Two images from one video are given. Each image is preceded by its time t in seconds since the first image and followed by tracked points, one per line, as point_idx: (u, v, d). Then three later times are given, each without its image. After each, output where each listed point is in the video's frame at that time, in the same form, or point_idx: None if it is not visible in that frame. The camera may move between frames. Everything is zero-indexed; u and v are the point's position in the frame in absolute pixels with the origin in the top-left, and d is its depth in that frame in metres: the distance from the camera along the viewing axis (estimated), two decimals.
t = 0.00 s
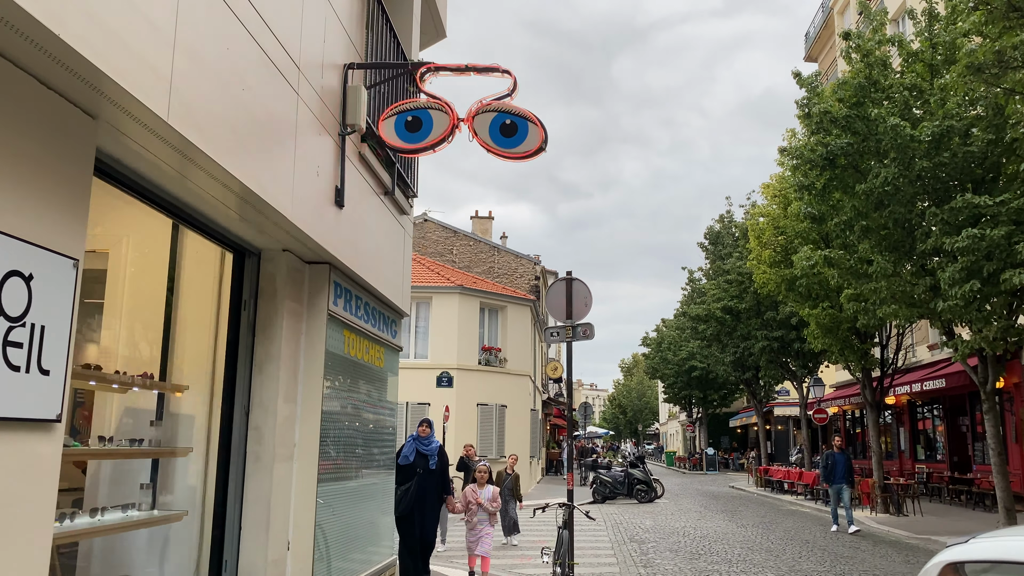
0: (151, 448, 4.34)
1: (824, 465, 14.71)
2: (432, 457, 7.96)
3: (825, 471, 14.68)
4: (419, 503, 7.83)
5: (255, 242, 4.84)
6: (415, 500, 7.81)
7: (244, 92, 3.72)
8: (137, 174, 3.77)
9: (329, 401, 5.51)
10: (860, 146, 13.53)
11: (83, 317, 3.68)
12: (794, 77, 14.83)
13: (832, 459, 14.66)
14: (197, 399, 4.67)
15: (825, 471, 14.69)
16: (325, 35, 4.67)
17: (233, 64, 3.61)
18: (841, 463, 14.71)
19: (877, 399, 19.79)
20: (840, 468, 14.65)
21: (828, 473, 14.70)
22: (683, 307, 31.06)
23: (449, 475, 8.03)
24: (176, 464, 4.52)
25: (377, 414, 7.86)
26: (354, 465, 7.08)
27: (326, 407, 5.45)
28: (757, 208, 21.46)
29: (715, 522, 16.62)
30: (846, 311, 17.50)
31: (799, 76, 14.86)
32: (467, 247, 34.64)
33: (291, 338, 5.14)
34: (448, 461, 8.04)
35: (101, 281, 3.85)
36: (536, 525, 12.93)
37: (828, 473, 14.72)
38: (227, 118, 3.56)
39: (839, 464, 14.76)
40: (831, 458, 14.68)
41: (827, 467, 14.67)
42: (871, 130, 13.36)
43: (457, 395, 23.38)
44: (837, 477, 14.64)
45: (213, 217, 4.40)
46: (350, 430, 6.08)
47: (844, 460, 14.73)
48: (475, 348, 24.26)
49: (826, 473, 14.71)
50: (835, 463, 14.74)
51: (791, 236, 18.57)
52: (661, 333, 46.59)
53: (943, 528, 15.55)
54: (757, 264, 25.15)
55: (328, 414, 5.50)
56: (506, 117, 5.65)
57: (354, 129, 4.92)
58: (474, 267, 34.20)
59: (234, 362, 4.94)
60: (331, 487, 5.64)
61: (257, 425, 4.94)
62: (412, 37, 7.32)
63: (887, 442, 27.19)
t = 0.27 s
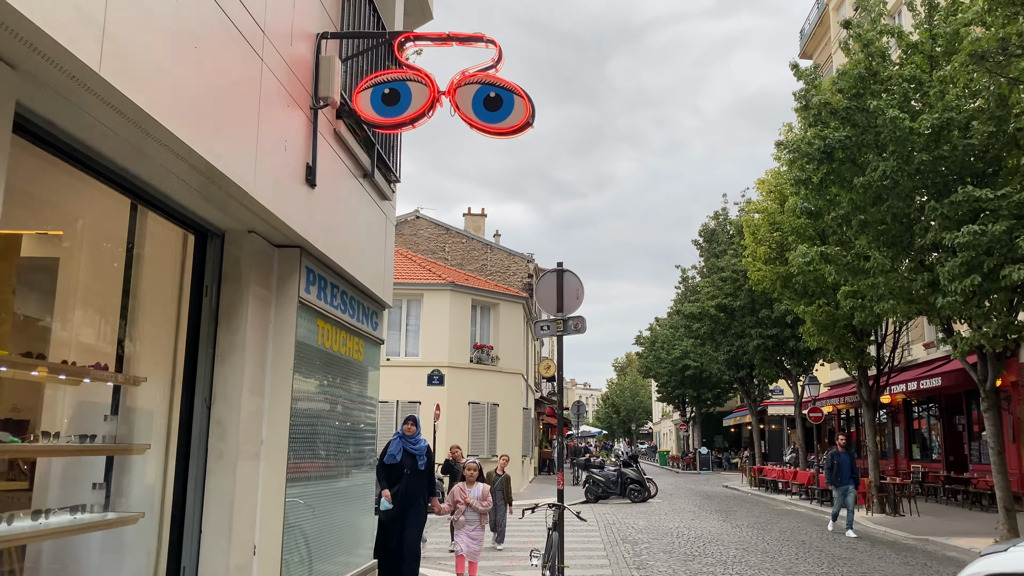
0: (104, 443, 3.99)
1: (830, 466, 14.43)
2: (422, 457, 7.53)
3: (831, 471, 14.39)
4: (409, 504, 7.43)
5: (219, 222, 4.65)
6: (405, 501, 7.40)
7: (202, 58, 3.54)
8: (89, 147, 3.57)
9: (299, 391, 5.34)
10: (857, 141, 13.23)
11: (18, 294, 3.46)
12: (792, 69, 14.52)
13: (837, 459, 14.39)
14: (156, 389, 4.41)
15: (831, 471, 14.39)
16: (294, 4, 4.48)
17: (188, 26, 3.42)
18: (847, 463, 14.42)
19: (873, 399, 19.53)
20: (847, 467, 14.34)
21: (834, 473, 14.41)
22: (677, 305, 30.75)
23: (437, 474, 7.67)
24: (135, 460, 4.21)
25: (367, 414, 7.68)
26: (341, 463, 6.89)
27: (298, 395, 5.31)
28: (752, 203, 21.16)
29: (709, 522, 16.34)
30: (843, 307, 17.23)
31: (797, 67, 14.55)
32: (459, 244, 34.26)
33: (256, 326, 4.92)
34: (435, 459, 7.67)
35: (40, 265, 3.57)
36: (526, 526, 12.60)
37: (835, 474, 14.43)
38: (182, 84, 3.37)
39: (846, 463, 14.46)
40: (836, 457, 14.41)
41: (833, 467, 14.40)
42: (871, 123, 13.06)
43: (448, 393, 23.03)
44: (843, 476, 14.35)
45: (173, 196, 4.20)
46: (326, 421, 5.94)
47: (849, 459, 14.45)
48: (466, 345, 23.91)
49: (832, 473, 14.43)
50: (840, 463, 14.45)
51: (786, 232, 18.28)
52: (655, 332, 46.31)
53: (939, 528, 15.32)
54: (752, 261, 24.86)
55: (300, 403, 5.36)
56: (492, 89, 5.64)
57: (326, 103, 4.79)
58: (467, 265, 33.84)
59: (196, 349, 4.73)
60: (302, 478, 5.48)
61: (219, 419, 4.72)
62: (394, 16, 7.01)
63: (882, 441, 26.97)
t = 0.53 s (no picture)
0: (51, 450, 3.70)
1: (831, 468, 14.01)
2: (413, 462, 6.73)
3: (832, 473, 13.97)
4: (400, 516, 6.61)
5: (179, 210, 4.39)
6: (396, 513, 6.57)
7: (156, 33, 3.30)
8: (34, 131, 3.29)
9: (265, 388, 5.12)
10: (854, 136, 13.06)
11: None
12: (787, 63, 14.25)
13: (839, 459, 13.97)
14: (108, 391, 4.14)
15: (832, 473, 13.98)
16: None
17: None
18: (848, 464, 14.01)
19: (864, 399, 19.34)
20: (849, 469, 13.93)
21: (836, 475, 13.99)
22: (667, 305, 30.50)
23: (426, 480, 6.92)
24: (83, 468, 3.93)
25: (349, 420, 7.44)
26: (321, 466, 6.67)
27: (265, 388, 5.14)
28: (743, 202, 20.93)
29: (700, 524, 16.10)
30: (836, 307, 17.01)
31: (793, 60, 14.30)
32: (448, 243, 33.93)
33: (218, 323, 4.68)
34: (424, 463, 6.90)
35: None
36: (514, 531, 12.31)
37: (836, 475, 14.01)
38: (133, 60, 3.13)
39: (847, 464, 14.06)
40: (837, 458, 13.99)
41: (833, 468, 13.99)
42: (868, 118, 12.87)
43: (435, 393, 22.72)
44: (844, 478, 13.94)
45: (127, 183, 3.95)
46: (289, 424, 5.71)
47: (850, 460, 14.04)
48: (454, 345, 23.60)
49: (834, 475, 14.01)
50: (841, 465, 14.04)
51: (778, 231, 18.06)
52: (645, 331, 46.13)
53: (932, 531, 15.13)
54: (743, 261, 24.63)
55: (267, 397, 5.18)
56: (475, 68, 5.36)
57: (295, 83, 4.63)
58: (455, 263, 33.51)
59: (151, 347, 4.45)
60: (267, 476, 5.30)
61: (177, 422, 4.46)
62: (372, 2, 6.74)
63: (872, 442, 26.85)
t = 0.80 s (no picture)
0: None
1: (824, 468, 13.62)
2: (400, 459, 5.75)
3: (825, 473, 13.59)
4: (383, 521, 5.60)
5: (132, 185, 4.13)
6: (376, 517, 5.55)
7: None
8: None
9: (227, 377, 4.89)
10: (846, 129, 12.88)
11: None
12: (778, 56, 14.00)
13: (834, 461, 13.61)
14: (52, 384, 3.86)
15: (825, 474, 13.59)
16: None
17: None
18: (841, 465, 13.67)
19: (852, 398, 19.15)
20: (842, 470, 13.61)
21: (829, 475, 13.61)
22: (652, 303, 30.28)
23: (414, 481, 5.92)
24: (23, 467, 3.65)
25: (326, 419, 7.16)
26: (297, 468, 6.39)
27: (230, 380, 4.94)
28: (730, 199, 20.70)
29: (687, 525, 15.85)
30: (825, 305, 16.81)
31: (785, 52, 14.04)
32: (432, 240, 33.54)
33: (173, 311, 4.43)
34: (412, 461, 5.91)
35: None
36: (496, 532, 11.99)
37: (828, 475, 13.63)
38: (90, 19, 2.90)
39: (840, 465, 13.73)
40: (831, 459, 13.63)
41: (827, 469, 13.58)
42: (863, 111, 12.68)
43: (419, 392, 22.37)
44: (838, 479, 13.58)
45: (78, 157, 3.68)
46: (257, 418, 5.43)
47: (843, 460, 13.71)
48: (438, 343, 23.26)
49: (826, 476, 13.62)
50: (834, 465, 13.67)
51: (766, 228, 17.84)
52: (629, 330, 45.97)
53: (921, 531, 14.95)
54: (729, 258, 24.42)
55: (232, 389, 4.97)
56: (457, 35, 5.11)
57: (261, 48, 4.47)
58: (439, 261, 33.14)
59: (100, 330, 4.19)
60: (234, 471, 5.05)
61: (128, 417, 4.18)
62: None
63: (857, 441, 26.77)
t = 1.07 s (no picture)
0: None
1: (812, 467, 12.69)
2: (370, 468, 5.37)
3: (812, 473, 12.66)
4: (351, 536, 5.21)
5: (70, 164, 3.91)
6: (344, 531, 5.17)
7: None
8: None
9: (179, 375, 4.69)
10: (832, 124, 12.76)
11: None
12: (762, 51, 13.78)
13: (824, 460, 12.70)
14: None
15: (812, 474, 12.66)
16: None
17: None
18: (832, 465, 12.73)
19: (833, 399, 18.99)
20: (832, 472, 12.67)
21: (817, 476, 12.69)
22: (632, 303, 30.09)
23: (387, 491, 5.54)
24: None
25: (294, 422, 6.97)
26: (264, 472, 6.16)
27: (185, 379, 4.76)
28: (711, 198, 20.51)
29: (667, 527, 15.62)
30: (806, 305, 16.67)
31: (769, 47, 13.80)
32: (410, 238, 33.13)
33: (112, 303, 4.19)
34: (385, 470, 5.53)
35: None
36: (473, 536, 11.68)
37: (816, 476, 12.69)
38: None
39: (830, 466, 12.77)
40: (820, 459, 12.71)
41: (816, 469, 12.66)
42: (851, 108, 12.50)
43: (395, 392, 22.01)
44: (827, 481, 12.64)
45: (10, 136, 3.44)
46: (220, 420, 5.24)
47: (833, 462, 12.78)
48: (415, 342, 22.90)
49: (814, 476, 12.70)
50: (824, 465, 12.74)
51: (747, 227, 17.66)
52: (609, 330, 45.82)
53: (902, 532, 14.84)
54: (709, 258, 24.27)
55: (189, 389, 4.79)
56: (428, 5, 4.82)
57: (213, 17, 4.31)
58: (417, 259, 32.75)
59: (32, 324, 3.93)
60: (192, 477, 4.86)
61: (60, 418, 3.92)
62: None
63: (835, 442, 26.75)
